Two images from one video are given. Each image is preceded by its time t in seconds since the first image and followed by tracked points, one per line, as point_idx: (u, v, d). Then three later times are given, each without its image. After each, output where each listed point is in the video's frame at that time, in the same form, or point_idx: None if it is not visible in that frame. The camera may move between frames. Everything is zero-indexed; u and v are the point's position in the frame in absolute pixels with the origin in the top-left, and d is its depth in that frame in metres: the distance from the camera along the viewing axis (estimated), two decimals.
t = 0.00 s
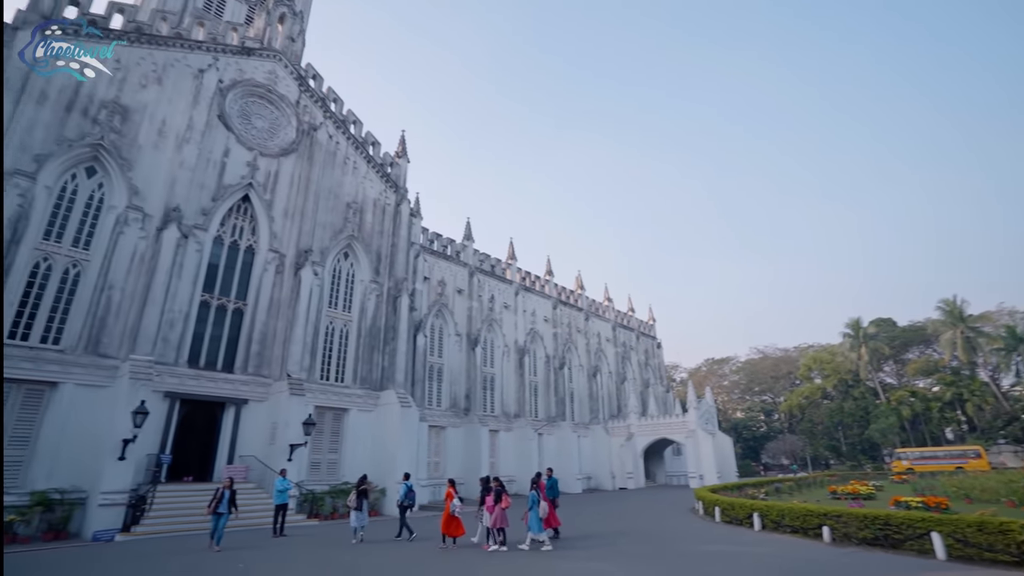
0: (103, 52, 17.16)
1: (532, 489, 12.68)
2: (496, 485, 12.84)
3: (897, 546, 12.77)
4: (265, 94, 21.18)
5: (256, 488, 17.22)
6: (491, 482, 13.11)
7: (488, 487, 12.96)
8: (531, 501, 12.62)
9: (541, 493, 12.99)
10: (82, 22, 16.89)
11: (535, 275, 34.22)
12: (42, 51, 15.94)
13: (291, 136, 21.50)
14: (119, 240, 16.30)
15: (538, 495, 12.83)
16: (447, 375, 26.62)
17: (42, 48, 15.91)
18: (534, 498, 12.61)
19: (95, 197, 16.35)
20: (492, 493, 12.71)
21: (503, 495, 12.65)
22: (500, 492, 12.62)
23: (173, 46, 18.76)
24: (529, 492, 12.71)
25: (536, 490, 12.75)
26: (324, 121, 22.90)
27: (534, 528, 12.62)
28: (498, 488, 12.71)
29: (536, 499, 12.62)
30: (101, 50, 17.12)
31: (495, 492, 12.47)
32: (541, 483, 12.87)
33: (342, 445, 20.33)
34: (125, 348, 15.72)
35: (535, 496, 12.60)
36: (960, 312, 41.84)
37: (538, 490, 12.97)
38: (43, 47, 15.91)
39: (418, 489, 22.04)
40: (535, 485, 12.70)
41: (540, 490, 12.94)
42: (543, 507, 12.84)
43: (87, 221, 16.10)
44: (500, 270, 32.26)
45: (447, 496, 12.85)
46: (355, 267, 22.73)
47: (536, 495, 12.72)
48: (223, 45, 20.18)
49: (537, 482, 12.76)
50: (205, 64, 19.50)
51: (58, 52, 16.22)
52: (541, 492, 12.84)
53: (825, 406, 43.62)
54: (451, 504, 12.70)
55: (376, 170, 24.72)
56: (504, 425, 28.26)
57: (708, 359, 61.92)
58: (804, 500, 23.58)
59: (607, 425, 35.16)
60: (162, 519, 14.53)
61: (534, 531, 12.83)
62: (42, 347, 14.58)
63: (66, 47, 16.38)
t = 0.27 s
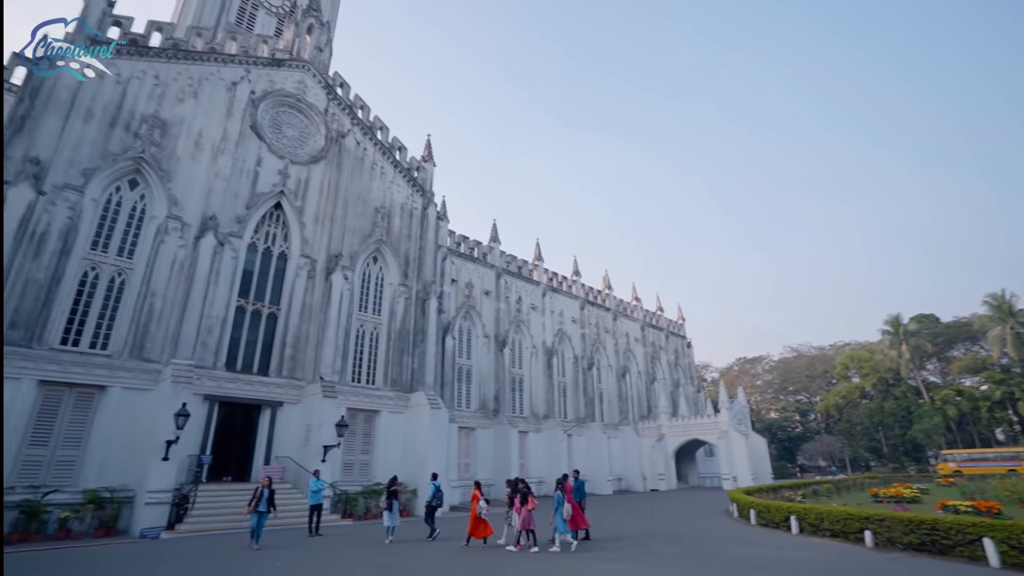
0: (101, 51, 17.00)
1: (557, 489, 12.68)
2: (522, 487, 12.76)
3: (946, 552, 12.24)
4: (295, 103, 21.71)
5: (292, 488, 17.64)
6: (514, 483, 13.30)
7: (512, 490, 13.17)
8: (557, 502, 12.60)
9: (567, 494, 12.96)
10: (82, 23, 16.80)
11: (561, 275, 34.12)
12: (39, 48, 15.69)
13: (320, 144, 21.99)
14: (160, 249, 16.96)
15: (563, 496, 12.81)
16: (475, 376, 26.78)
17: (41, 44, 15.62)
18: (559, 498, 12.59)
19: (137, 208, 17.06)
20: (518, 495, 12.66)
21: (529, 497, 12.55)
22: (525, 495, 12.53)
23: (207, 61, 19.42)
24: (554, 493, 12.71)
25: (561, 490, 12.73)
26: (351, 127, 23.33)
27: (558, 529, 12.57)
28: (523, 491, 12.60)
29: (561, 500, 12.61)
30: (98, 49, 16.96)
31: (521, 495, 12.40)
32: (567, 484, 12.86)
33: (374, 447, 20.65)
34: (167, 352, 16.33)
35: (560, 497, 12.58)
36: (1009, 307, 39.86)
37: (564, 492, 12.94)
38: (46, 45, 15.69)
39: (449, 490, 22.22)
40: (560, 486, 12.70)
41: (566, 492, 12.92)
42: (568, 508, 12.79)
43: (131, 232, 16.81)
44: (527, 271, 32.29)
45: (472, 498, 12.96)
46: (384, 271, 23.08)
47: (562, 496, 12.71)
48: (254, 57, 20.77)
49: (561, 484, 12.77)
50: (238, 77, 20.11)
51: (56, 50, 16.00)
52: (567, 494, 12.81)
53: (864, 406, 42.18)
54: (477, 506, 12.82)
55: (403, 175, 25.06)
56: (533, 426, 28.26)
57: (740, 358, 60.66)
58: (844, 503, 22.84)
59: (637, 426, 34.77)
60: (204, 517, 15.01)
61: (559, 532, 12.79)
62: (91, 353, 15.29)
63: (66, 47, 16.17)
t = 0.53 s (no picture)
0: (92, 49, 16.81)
1: (585, 490, 12.65)
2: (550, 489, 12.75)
3: (1004, 558, 11.62)
4: (324, 114, 22.26)
5: (329, 491, 18.02)
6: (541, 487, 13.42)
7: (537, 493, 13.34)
8: (586, 504, 12.52)
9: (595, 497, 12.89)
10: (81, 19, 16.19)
11: (590, 276, 33.95)
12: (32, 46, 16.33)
13: (349, 153, 22.46)
14: (200, 260, 17.60)
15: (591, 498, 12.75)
16: (506, 379, 26.88)
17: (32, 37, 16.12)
18: (587, 499, 12.55)
19: (178, 222, 17.75)
20: (546, 498, 12.66)
21: (557, 500, 12.59)
22: (553, 497, 12.52)
23: (241, 77, 20.08)
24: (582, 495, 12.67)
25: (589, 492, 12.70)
26: (379, 136, 23.74)
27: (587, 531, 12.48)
28: (551, 493, 12.60)
29: (589, 501, 12.56)
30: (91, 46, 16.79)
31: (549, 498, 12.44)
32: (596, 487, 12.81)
33: (408, 451, 20.90)
34: (209, 360, 16.91)
35: (588, 498, 12.51)
36: None
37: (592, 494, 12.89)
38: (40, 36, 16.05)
39: (483, 492, 22.33)
40: (588, 488, 12.66)
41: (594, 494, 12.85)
42: (597, 510, 12.68)
43: (173, 244, 17.50)
44: (555, 273, 32.25)
45: (500, 501, 13.02)
46: (414, 276, 23.39)
47: (590, 497, 12.67)
48: (284, 71, 21.36)
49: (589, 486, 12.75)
50: (270, 91, 20.73)
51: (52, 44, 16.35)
52: (595, 495, 12.75)
53: (909, 404, 40.53)
54: (506, 508, 12.86)
55: (430, 180, 25.36)
56: (565, 428, 28.16)
57: (776, 357, 59.17)
58: (890, 506, 21.96)
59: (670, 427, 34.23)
60: (247, 519, 15.48)
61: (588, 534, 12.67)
62: (138, 361, 15.97)
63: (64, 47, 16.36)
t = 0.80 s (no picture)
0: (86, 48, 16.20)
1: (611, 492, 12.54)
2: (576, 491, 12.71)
3: None
4: (349, 123, 22.68)
5: (362, 493, 18.29)
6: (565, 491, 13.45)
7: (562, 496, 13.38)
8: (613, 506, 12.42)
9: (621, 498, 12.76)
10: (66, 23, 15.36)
11: (616, 276, 33.71)
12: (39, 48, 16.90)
13: (373, 161, 22.83)
14: (234, 270, 18.13)
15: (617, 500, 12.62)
16: (534, 381, 26.90)
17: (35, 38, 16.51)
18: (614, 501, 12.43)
19: (212, 233, 18.33)
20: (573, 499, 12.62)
21: (583, 501, 12.54)
22: (580, 498, 12.48)
23: (268, 90, 20.63)
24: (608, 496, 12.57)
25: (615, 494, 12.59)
26: (402, 142, 24.05)
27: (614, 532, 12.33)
28: (577, 494, 12.56)
29: (615, 503, 12.45)
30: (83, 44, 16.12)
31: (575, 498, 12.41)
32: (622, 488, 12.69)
33: (438, 454, 21.06)
34: (244, 366, 17.38)
35: (614, 500, 12.44)
36: None
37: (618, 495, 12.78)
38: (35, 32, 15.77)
39: (513, 494, 22.33)
40: (614, 489, 12.60)
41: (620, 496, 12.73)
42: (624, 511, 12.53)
43: (208, 255, 18.08)
44: (580, 273, 32.13)
45: (528, 501, 13.08)
46: (440, 280, 23.59)
47: (616, 499, 12.56)
48: (310, 83, 21.86)
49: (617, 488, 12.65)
50: (296, 103, 21.23)
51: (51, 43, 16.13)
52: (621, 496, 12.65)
53: (954, 401, 38.91)
54: (532, 509, 12.89)
55: (454, 185, 25.57)
56: (594, 430, 27.96)
57: (809, 354, 57.63)
58: (937, 507, 21.08)
59: (701, 427, 33.64)
60: (283, 522, 15.83)
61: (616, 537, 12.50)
62: (178, 369, 16.52)
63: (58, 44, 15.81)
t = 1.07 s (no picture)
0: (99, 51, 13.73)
1: (640, 495, 12.52)
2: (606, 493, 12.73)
3: None
4: (377, 133, 23.13)
5: (399, 497, 18.57)
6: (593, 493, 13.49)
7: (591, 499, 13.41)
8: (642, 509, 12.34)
9: (652, 501, 12.66)
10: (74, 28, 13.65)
11: (646, 275, 33.33)
12: (42, 54, 13.77)
13: (402, 169, 23.22)
14: (271, 280, 18.69)
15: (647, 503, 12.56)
16: (566, 383, 26.85)
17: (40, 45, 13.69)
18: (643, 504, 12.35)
19: (250, 244, 18.95)
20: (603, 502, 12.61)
21: (613, 503, 12.49)
22: (610, 500, 12.46)
23: (299, 104, 21.21)
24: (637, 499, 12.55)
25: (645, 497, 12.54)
26: (430, 149, 24.37)
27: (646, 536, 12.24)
28: (607, 497, 12.53)
29: (645, 506, 12.34)
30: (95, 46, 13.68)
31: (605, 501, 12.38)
32: (652, 490, 12.59)
33: (473, 457, 21.18)
34: (282, 373, 17.88)
35: (644, 503, 12.35)
36: None
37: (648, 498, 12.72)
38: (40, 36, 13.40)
39: (548, 497, 22.28)
40: (644, 492, 12.54)
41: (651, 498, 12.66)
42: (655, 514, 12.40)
43: (246, 266, 18.69)
44: (610, 273, 31.91)
45: (558, 504, 13.10)
46: (470, 284, 23.78)
47: (647, 501, 12.49)
48: (338, 95, 22.37)
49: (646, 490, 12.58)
50: (325, 115, 21.75)
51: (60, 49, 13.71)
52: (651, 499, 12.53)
53: (1009, 397, 36.90)
54: (563, 512, 12.89)
55: (481, 189, 25.77)
56: (628, 431, 27.67)
57: (850, 350, 55.70)
58: (993, 509, 20.05)
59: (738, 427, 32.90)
60: (324, 525, 16.20)
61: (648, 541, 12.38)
62: (221, 377, 17.12)
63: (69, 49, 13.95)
